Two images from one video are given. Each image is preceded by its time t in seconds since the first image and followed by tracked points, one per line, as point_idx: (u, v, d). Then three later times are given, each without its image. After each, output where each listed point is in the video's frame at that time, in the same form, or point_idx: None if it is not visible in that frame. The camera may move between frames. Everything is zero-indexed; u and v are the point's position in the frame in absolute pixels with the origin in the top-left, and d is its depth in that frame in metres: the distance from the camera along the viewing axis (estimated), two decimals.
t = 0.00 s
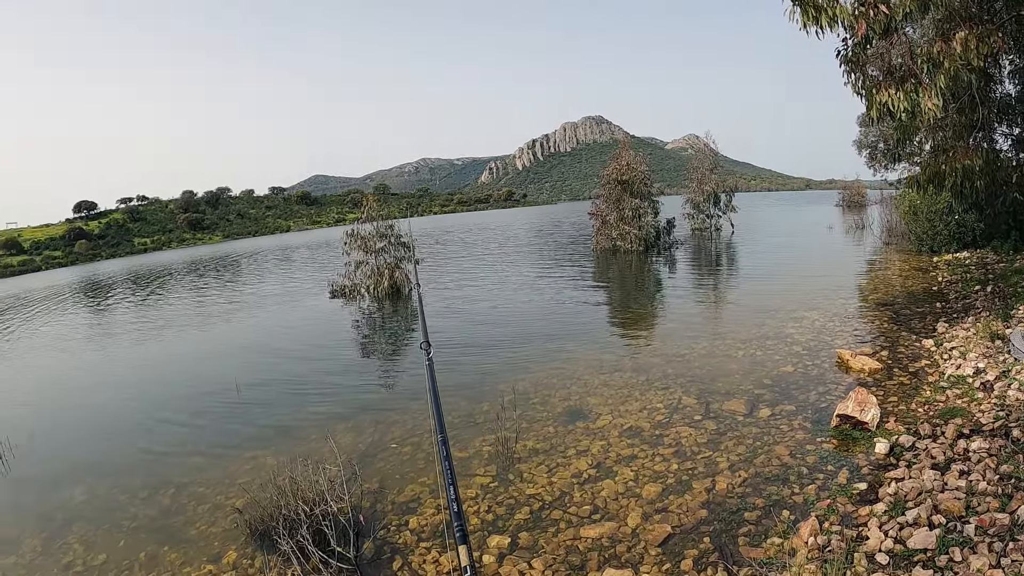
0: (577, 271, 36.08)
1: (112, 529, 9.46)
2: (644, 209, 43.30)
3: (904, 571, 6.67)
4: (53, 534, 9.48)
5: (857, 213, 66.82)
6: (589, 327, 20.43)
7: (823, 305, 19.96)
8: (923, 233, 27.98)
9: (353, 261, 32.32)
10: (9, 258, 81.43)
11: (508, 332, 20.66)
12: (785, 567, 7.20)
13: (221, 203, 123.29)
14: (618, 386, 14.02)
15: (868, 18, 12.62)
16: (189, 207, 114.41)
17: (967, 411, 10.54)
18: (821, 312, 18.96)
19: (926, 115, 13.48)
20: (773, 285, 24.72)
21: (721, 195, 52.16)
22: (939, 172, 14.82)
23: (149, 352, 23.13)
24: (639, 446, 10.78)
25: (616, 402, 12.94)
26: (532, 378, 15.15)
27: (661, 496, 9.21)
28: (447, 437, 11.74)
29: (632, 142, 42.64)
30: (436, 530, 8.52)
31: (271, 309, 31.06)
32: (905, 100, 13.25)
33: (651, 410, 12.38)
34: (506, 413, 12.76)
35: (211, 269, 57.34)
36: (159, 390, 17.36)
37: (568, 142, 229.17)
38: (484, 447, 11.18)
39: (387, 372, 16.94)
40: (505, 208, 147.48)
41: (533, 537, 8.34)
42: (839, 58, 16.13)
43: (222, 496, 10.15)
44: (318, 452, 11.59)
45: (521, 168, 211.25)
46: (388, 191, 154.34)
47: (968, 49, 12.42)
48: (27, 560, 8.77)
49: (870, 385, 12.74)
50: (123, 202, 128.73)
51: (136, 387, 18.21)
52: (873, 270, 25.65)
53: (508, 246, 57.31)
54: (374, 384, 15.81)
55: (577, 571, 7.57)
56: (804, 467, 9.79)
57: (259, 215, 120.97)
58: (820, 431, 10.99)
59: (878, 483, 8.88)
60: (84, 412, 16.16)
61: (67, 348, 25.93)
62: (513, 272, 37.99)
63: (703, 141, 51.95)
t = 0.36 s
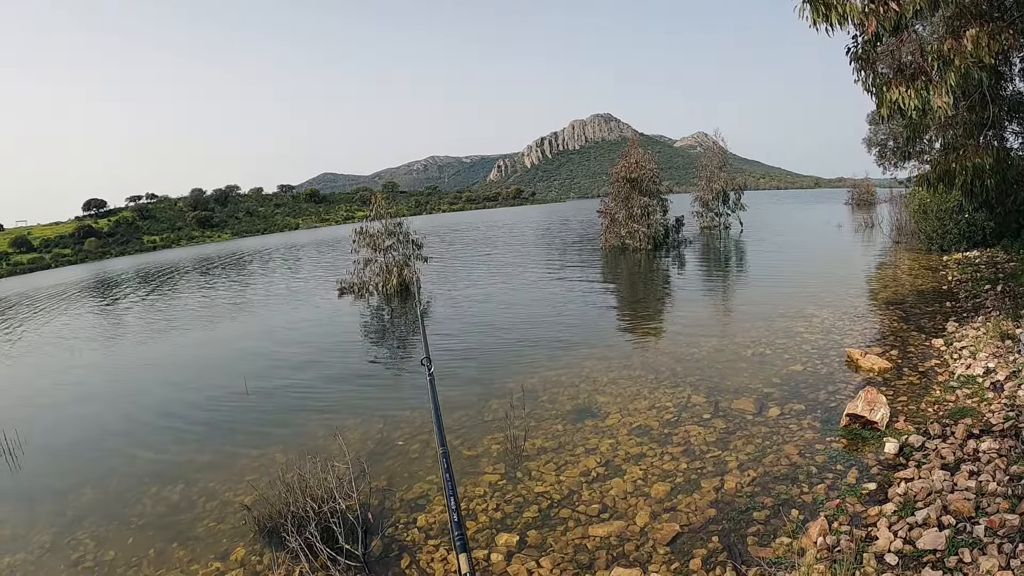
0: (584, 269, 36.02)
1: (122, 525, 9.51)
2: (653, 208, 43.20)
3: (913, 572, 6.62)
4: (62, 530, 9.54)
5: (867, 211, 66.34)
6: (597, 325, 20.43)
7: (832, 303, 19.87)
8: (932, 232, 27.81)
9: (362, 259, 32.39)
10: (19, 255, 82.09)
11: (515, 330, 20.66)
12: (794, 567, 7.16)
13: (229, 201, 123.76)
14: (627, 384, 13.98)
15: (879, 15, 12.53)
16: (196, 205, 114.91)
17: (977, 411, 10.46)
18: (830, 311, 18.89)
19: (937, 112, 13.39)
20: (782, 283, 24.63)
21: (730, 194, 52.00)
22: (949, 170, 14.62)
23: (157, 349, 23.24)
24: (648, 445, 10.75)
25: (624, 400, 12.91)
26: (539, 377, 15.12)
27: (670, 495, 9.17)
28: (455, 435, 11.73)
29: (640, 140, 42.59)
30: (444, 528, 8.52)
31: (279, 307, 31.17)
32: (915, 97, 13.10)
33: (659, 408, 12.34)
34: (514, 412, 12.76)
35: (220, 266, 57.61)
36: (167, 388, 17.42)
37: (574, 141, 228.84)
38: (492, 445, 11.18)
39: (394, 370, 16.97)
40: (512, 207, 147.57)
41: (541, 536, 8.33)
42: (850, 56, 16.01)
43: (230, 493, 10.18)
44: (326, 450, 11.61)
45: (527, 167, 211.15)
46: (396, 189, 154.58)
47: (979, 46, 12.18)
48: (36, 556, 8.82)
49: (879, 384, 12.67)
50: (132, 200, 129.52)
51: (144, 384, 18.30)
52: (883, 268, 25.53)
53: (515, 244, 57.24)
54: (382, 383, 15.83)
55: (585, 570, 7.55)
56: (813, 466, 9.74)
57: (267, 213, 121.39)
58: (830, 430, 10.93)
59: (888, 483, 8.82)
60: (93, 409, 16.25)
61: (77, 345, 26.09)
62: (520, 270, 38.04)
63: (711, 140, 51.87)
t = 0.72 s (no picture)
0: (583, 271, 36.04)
1: (116, 523, 9.47)
2: (652, 210, 43.22)
3: None
4: (56, 527, 9.49)
5: (866, 216, 66.45)
6: (595, 327, 20.43)
7: (830, 308, 19.90)
8: (931, 238, 27.87)
9: (360, 258, 32.39)
10: (18, 249, 81.84)
11: (514, 331, 20.66)
12: (790, 572, 7.14)
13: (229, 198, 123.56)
14: (624, 387, 13.97)
15: (880, 22, 12.58)
16: (196, 202, 114.78)
17: (974, 418, 10.46)
18: (828, 316, 18.90)
19: (937, 119, 13.40)
20: (781, 288, 24.66)
21: (729, 197, 52.07)
22: (948, 177, 14.70)
23: (155, 346, 23.18)
24: (644, 449, 10.74)
25: (621, 403, 12.89)
26: (536, 378, 15.11)
27: (666, 499, 9.16)
28: (451, 436, 11.71)
29: (639, 142, 42.69)
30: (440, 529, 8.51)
31: (277, 305, 31.13)
32: (916, 104, 13.11)
33: (656, 412, 12.33)
34: (511, 413, 12.74)
35: (218, 264, 57.44)
36: (164, 385, 17.37)
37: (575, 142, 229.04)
38: (489, 446, 11.16)
39: (392, 369, 16.94)
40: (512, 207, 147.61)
41: (537, 538, 8.31)
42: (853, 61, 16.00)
43: (226, 491, 10.15)
44: (323, 449, 11.59)
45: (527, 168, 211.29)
46: (396, 188, 154.64)
47: (979, 52, 12.21)
48: (30, 553, 8.77)
49: (876, 390, 12.66)
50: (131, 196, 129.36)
51: (140, 381, 18.24)
52: (881, 274, 25.58)
53: (514, 245, 57.25)
54: (379, 382, 15.80)
55: (581, 573, 7.53)
56: (809, 471, 9.73)
57: (267, 211, 121.29)
58: (827, 435, 10.93)
59: (884, 489, 8.82)
60: (88, 406, 16.19)
61: (74, 341, 26.01)
62: (519, 271, 38.05)
63: (711, 143, 52.01)
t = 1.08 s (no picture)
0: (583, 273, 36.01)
1: (107, 512, 9.38)
2: (654, 215, 43.16)
3: None
4: (46, 515, 9.40)
5: (865, 227, 66.68)
6: (594, 330, 20.41)
7: (829, 318, 19.91)
8: (931, 250, 27.91)
9: (360, 253, 32.23)
10: (16, 234, 81.53)
11: (512, 331, 20.61)
12: None
13: (230, 189, 123.36)
14: (621, 390, 13.93)
15: (888, 33, 12.61)
16: (197, 192, 114.57)
17: (969, 431, 10.45)
18: (827, 325, 18.92)
19: (942, 132, 13.42)
20: (780, 295, 24.68)
21: (730, 204, 52.10)
22: (950, 190, 14.75)
23: (152, 335, 23.09)
24: (640, 452, 10.69)
25: (617, 407, 12.85)
26: (533, 379, 15.06)
27: (660, 504, 9.11)
28: (447, 435, 11.65)
29: (644, 146, 42.64)
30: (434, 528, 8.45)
31: (275, 298, 31.02)
32: (921, 117, 13.13)
33: (652, 416, 12.29)
34: (507, 413, 12.68)
35: (217, 255, 57.28)
36: (159, 376, 17.27)
37: (579, 143, 229.05)
38: (484, 446, 11.10)
39: (389, 366, 16.89)
40: (514, 207, 147.64)
41: (531, 539, 8.25)
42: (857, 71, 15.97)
43: (219, 483, 10.08)
44: (317, 444, 11.53)
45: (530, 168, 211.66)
46: (398, 184, 154.52)
47: (985, 68, 12.38)
48: (20, 540, 8.68)
49: (873, 401, 12.64)
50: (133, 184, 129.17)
51: (135, 370, 18.13)
52: (880, 285, 25.62)
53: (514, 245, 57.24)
54: (376, 379, 15.75)
55: None
56: (804, 480, 9.70)
57: (268, 203, 121.05)
58: (822, 445, 10.91)
59: (878, 500, 8.79)
60: (82, 394, 16.08)
61: (70, 328, 25.86)
62: (519, 271, 38.02)
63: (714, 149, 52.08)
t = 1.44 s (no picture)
0: (591, 271, 35.93)
1: (116, 503, 9.39)
2: (665, 214, 42.89)
3: None
4: (55, 505, 9.42)
5: (876, 229, 66.31)
6: (602, 328, 20.35)
7: (839, 320, 19.79)
8: (942, 253, 27.70)
9: (370, 248, 32.34)
10: (29, 224, 82.35)
11: (520, 328, 20.57)
12: None
13: (241, 181, 123.90)
14: (630, 389, 13.88)
15: (903, 35, 12.67)
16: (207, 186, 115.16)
17: (979, 437, 10.34)
18: (837, 327, 18.81)
19: (956, 135, 13.43)
20: (789, 297, 24.58)
21: (741, 204, 51.83)
22: (964, 193, 14.74)
23: (161, 327, 23.22)
24: (649, 452, 10.64)
25: (626, 406, 12.78)
26: (542, 377, 15.02)
27: (668, 504, 9.05)
28: (455, 431, 11.62)
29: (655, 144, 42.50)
30: (441, 525, 8.41)
31: (283, 292, 31.08)
32: (935, 119, 13.03)
33: (661, 416, 12.22)
34: (516, 411, 12.64)
35: (228, 248, 57.63)
36: (167, 368, 17.32)
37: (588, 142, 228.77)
38: (493, 443, 11.06)
39: (397, 361, 16.87)
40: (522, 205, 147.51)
41: (539, 537, 8.21)
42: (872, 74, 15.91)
43: (228, 476, 10.08)
44: (325, 438, 11.52)
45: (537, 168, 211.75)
46: (406, 180, 154.68)
47: (1001, 71, 12.20)
48: (29, 529, 8.71)
49: (882, 404, 12.54)
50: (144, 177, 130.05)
51: (144, 362, 18.19)
52: (891, 288, 25.44)
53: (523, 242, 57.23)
54: (383, 374, 15.73)
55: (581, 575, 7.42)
56: (812, 483, 9.62)
57: (277, 197, 121.22)
58: (831, 447, 10.82)
59: (887, 504, 8.70)
60: (92, 385, 16.14)
61: (80, 319, 25.98)
62: (527, 269, 37.98)
63: (725, 149, 51.89)
